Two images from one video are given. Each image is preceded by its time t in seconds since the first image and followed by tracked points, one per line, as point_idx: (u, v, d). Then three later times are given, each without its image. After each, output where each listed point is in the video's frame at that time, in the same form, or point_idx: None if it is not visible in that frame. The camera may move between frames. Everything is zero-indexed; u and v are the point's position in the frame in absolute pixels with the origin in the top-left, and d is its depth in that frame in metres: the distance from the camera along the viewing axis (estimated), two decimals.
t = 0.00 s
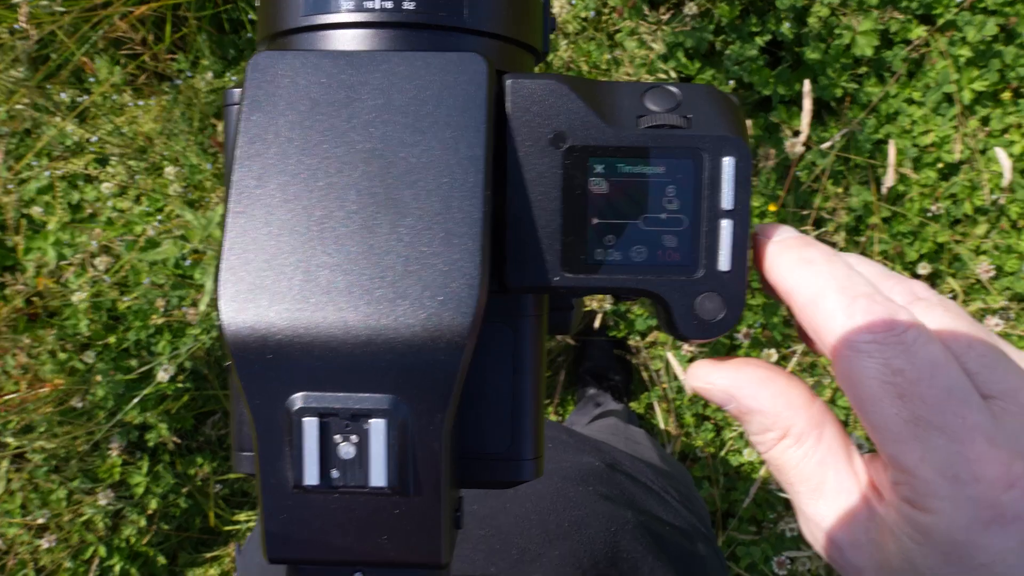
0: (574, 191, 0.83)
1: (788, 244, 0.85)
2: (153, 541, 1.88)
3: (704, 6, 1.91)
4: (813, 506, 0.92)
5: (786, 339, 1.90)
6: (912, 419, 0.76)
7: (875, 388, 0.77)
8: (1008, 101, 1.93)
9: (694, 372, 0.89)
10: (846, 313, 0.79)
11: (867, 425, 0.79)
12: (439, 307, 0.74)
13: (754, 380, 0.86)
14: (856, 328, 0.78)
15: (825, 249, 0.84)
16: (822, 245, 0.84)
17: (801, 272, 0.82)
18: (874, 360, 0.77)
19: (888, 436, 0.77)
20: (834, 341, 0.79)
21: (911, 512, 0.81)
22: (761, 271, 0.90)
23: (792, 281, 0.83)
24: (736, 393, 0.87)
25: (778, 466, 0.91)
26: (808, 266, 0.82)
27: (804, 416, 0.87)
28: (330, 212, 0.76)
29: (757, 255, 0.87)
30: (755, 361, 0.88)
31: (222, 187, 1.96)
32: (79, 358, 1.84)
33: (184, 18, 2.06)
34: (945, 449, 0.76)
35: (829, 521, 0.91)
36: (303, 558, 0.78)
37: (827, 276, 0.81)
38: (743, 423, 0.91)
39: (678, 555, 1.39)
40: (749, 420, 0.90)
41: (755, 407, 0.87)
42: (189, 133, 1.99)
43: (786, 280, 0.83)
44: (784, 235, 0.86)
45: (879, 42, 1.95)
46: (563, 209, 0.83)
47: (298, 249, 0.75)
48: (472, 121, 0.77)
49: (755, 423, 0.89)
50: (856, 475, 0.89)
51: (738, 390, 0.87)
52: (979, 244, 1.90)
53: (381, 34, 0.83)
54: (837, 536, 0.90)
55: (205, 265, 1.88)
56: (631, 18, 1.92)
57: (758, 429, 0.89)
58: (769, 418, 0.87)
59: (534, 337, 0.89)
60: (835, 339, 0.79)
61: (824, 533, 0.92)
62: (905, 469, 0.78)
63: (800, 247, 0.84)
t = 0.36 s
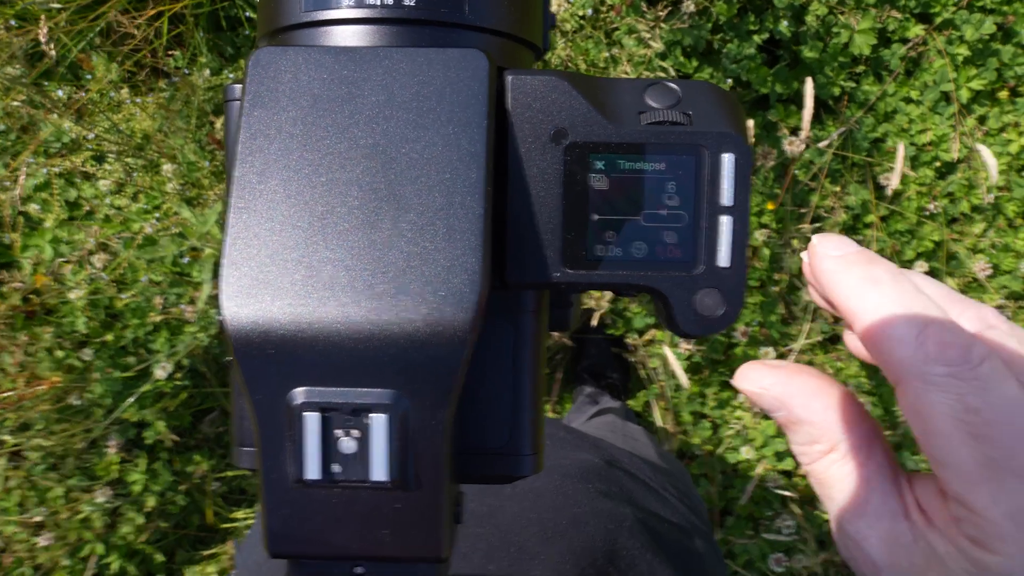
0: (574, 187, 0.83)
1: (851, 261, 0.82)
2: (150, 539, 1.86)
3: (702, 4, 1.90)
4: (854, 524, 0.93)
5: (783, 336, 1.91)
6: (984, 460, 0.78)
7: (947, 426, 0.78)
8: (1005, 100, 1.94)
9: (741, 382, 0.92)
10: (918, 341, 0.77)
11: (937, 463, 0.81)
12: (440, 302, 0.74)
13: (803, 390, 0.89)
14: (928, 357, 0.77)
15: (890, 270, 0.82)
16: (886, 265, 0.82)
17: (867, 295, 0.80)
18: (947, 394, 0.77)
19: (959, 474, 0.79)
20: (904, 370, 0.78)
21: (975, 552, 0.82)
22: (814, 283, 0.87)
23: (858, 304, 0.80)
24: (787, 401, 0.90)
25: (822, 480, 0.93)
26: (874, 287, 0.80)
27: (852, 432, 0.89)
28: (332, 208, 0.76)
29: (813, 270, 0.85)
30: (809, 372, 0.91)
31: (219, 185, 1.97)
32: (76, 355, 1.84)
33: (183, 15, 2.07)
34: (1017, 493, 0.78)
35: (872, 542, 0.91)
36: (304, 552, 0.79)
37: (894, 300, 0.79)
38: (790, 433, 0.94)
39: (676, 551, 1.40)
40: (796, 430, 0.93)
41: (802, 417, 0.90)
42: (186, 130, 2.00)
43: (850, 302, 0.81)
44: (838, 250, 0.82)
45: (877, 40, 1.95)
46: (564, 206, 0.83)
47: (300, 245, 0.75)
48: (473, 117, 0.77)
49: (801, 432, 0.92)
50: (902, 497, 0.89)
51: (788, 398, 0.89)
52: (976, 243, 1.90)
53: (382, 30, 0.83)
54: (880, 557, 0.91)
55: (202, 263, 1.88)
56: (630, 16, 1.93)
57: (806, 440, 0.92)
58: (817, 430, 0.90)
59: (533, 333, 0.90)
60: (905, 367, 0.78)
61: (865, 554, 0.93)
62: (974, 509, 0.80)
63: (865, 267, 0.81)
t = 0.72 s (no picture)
0: (568, 181, 0.83)
1: (882, 275, 0.78)
2: (147, 537, 1.87)
3: (700, 3, 1.91)
4: (873, 531, 0.90)
5: (780, 336, 1.91)
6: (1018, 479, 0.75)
7: (980, 444, 0.74)
8: (1002, 99, 1.94)
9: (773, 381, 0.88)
10: (952, 361, 0.74)
11: (966, 480, 0.78)
12: (433, 295, 0.74)
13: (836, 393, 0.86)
14: (961, 377, 0.74)
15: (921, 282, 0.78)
16: (917, 278, 0.78)
17: (900, 311, 0.76)
18: (981, 412, 0.74)
19: (989, 491, 0.76)
20: (936, 388, 0.75)
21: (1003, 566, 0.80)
22: (842, 297, 0.83)
23: (891, 321, 0.76)
24: (817, 403, 0.86)
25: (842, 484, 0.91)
26: (906, 302, 0.76)
27: (882, 439, 0.86)
28: (326, 202, 0.76)
29: (842, 285, 0.81)
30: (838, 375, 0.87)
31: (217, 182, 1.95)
32: (74, 353, 1.84)
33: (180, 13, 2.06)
34: None
35: (892, 549, 0.89)
36: (298, 546, 0.78)
37: (927, 317, 0.75)
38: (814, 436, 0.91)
39: (672, 549, 1.39)
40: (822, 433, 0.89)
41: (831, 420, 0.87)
42: (184, 128, 1.98)
43: (883, 320, 0.77)
44: (868, 264, 0.78)
45: (875, 40, 1.96)
46: (558, 200, 0.83)
47: (294, 238, 0.75)
48: (467, 111, 0.78)
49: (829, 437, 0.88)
50: (925, 506, 0.88)
51: (819, 401, 0.86)
52: (973, 242, 1.91)
53: (377, 25, 0.83)
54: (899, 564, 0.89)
55: (200, 260, 1.84)
56: (627, 16, 1.91)
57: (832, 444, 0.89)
58: (845, 435, 0.87)
59: (527, 327, 0.90)
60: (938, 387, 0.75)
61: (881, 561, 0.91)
62: (1005, 525, 0.77)
63: (896, 280, 0.77)
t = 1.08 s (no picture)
0: (561, 184, 0.83)
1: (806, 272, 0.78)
2: (144, 535, 1.87)
3: (699, 2, 1.90)
4: (810, 527, 0.84)
5: (778, 336, 1.91)
6: (930, 465, 0.72)
7: (891, 432, 0.72)
8: (1000, 100, 1.94)
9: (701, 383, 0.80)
10: (868, 354, 0.73)
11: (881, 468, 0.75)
12: (425, 298, 0.74)
13: (763, 392, 0.77)
14: (875, 369, 0.72)
15: (843, 281, 0.78)
16: (839, 276, 0.78)
17: (821, 309, 0.76)
18: (893, 401, 0.72)
19: (904, 479, 0.73)
20: (853, 382, 0.74)
21: (922, 557, 0.75)
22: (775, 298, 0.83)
23: (812, 320, 0.77)
24: (746, 402, 0.78)
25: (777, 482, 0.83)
26: (826, 300, 0.76)
27: (810, 432, 0.78)
28: (317, 204, 0.76)
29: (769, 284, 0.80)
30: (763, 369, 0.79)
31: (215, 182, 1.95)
32: (71, 351, 1.85)
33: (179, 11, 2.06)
34: (963, 498, 0.72)
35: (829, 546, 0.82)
36: (289, 549, 0.79)
37: (846, 312, 0.75)
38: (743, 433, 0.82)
39: (668, 550, 1.39)
40: (752, 431, 0.81)
41: (760, 420, 0.78)
42: (182, 126, 1.98)
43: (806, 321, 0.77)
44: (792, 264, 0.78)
45: (873, 40, 1.96)
46: (551, 203, 0.83)
47: (285, 240, 0.76)
48: (460, 113, 0.78)
49: (759, 435, 0.80)
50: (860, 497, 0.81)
51: (748, 399, 0.78)
52: (970, 243, 1.91)
53: (371, 26, 0.83)
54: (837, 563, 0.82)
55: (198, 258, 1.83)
56: (625, 15, 1.90)
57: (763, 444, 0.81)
58: (774, 434, 0.79)
59: (520, 329, 0.90)
60: (856, 380, 0.74)
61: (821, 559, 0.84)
62: (922, 513, 0.74)
63: (815, 276, 0.77)
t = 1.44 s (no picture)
0: (563, 188, 0.84)
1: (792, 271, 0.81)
2: (143, 534, 1.87)
3: (699, 2, 1.90)
4: (791, 518, 0.90)
5: (776, 336, 1.91)
6: (913, 465, 0.76)
7: (876, 432, 0.76)
8: (999, 100, 1.94)
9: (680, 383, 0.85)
10: (850, 352, 0.76)
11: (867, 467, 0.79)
12: (427, 303, 0.74)
13: (742, 396, 0.82)
14: (859, 366, 0.75)
15: (829, 279, 0.80)
16: (824, 274, 0.80)
17: (805, 307, 0.80)
18: (876, 401, 0.75)
19: (888, 479, 0.77)
20: (837, 379, 0.77)
21: (904, 552, 0.81)
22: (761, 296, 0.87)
23: (796, 316, 0.80)
24: (727, 405, 0.83)
25: (758, 476, 0.89)
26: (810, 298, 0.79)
27: (791, 433, 0.84)
28: (319, 208, 0.76)
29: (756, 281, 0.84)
30: (746, 372, 0.84)
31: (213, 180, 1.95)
32: (70, 350, 1.85)
33: (177, 9, 2.05)
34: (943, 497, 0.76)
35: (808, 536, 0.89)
36: (290, 552, 0.79)
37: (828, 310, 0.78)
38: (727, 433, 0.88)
39: (666, 549, 1.40)
40: (734, 431, 0.86)
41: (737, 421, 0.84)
42: (181, 124, 1.96)
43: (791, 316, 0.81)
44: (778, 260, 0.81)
45: (872, 40, 1.96)
46: (553, 207, 0.84)
47: (287, 244, 0.76)
48: (462, 118, 0.78)
49: (740, 435, 0.85)
50: (838, 491, 0.87)
51: (728, 402, 0.83)
52: (968, 243, 1.92)
53: (372, 30, 0.83)
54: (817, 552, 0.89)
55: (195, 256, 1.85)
56: (625, 15, 1.90)
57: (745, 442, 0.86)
58: (755, 433, 0.84)
59: (521, 333, 0.90)
60: (839, 377, 0.77)
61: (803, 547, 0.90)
62: (904, 510, 0.78)
63: (801, 276, 0.80)
